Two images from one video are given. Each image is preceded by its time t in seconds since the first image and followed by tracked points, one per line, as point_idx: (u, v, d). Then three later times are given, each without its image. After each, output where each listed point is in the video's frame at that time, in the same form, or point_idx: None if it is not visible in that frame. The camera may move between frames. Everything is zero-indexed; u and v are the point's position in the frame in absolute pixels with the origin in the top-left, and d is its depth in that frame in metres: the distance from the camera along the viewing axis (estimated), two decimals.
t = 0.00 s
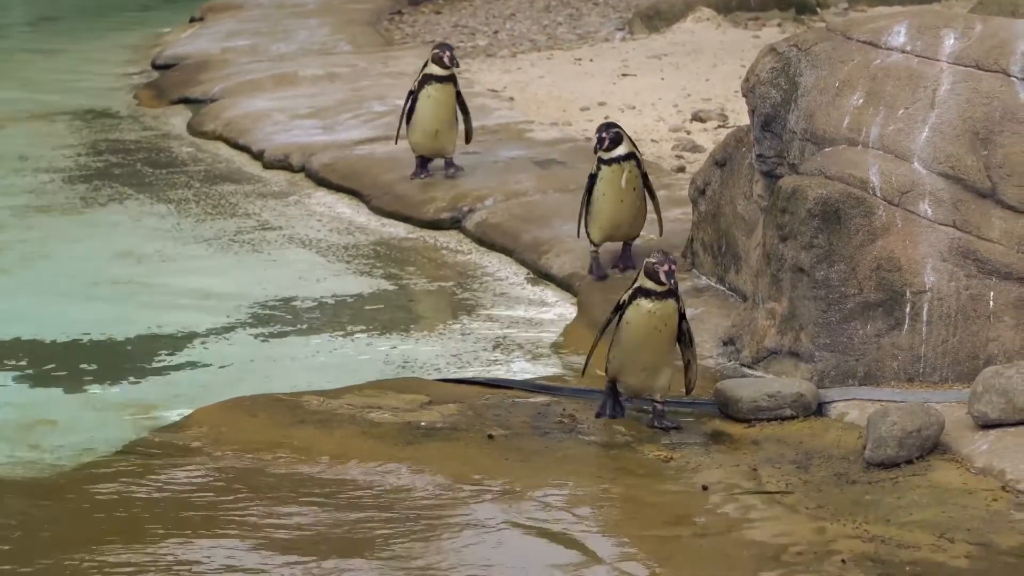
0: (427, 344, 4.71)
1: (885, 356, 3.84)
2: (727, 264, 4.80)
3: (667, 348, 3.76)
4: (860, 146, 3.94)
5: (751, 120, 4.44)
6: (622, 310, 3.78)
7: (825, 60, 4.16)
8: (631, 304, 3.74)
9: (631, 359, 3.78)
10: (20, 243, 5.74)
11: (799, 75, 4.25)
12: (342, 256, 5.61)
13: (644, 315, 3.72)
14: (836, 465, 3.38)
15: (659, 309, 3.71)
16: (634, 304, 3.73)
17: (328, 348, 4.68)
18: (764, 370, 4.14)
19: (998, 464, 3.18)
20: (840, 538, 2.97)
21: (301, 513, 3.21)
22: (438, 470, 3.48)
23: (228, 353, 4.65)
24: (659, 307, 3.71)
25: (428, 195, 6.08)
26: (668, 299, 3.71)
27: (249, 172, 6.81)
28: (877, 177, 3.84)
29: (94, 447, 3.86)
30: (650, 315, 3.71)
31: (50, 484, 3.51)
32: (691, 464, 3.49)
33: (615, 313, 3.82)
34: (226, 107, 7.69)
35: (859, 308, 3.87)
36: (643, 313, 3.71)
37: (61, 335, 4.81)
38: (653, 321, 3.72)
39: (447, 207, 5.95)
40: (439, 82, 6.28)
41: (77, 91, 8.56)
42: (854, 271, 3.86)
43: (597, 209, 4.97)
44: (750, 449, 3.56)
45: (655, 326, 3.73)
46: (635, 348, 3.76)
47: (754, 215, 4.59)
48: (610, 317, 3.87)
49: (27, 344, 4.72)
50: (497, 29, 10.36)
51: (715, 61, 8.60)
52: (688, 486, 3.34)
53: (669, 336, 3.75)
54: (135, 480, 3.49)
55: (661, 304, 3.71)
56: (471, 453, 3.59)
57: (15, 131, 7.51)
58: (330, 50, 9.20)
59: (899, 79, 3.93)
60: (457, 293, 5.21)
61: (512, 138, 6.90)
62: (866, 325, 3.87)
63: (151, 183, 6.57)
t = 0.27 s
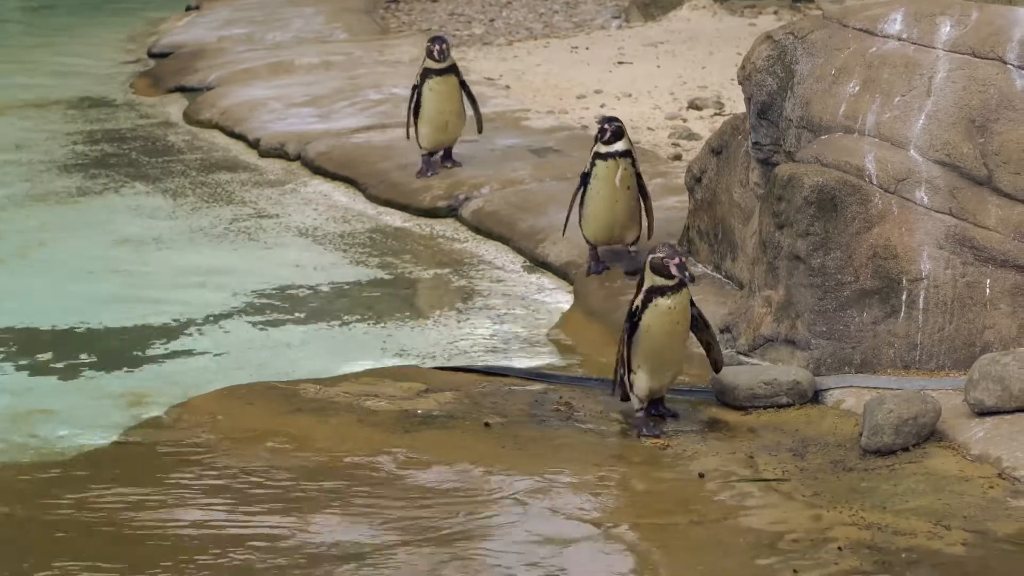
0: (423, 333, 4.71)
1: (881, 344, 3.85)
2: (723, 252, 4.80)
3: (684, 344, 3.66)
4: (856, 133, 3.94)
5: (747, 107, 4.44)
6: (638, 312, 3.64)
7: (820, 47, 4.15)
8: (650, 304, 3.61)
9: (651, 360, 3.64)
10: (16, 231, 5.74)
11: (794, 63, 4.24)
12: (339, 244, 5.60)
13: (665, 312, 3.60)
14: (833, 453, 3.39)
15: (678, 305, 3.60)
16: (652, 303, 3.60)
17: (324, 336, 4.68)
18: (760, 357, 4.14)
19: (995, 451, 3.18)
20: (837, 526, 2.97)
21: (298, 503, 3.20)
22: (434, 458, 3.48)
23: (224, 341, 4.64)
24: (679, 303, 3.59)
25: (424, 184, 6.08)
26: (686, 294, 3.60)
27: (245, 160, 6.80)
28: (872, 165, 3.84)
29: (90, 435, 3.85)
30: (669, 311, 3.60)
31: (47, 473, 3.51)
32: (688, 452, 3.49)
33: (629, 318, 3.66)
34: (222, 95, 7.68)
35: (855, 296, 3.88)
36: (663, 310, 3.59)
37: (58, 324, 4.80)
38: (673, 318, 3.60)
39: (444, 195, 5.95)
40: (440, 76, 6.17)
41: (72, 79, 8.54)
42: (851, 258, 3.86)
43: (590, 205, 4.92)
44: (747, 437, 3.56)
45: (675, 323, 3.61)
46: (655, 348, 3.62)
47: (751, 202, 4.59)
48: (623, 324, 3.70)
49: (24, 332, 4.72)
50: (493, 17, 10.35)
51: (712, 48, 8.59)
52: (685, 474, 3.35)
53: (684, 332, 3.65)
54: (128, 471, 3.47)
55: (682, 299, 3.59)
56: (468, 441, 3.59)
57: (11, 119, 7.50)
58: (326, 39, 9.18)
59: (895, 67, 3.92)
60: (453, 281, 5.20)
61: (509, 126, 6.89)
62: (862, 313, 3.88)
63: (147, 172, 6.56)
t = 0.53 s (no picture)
0: (418, 319, 4.71)
1: (877, 329, 3.85)
2: (719, 238, 4.80)
3: (685, 343, 3.53)
4: (851, 119, 3.94)
5: (743, 94, 4.44)
6: (637, 306, 3.56)
7: (816, 33, 4.14)
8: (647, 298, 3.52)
9: (648, 354, 3.54)
10: (12, 217, 5.73)
11: (790, 49, 4.24)
12: (334, 230, 5.60)
13: (660, 307, 3.49)
14: (829, 438, 3.39)
15: (675, 301, 3.49)
16: (649, 297, 3.51)
17: (320, 322, 4.68)
18: (756, 343, 4.15)
19: (990, 437, 3.19)
20: (833, 511, 2.97)
21: (293, 489, 3.20)
22: (431, 444, 3.48)
23: (219, 327, 4.64)
24: (675, 299, 3.48)
25: (419, 170, 6.07)
26: (684, 291, 3.48)
27: (240, 146, 6.78)
28: (868, 151, 3.84)
29: (85, 421, 3.85)
30: (665, 306, 3.49)
31: (42, 459, 3.50)
32: (684, 437, 3.49)
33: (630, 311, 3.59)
34: (218, 81, 7.66)
35: (851, 281, 3.89)
36: (659, 305, 3.49)
37: (53, 310, 4.79)
38: (669, 313, 3.49)
39: (439, 181, 5.94)
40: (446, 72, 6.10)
41: (68, 65, 8.52)
42: (847, 244, 3.87)
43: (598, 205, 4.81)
44: (743, 422, 3.57)
45: (673, 320, 3.50)
46: (651, 342, 3.53)
47: (746, 188, 4.58)
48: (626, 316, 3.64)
49: (19, 318, 4.71)
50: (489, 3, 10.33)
51: (707, 34, 8.58)
52: (680, 460, 3.35)
53: (686, 331, 3.52)
54: (120, 458, 3.46)
55: (678, 294, 3.48)
56: (464, 426, 3.59)
57: (6, 105, 7.48)
58: (322, 25, 9.16)
59: (890, 53, 3.90)
60: (449, 266, 5.20)
61: (504, 112, 6.88)
62: (857, 299, 3.89)
63: (143, 157, 6.54)
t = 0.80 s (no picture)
0: (415, 305, 4.70)
1: (873, 316, 3.85)
2: (716, 225, 4.79)
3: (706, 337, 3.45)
4: (848, 105, 3.94)
5: (740, 80, 4.43)
6: (655, 305, 3.44)
7: (813, 19, 4.14)
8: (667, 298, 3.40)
9: (671, 354, 3.45)
10: (7, 204, 5.71)
11: (787, 35, 4.23)
12: (331, 217, 5.59)
13: (683, 308, 3.39)
14: (825, 425, 3.39)
15: (696, 299, 3.38)
16: (670, 297, 3.40)
17: (316, 308, 4.67)
18: (753, 330, 4.13)
19: (987, 424, 3.19)
20: (830, 498, 2.97)
21: (290, 476, 3.19)
22: (428, 431, 3.48)
23: (215, 314, 4.63)
24: (697, 297, 3.38)
25: (416, 157, 6.06)
26: (705, 288, 3.38)
27: (237, 133, 6.77)
28: (865, 137, 3.84)
29: (82, 409, 3.84)
30: (688, 307, 3.39)
31: (39, 447, 3.49)
32: (680, 425, 3.49)
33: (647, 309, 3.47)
34: (214, 67, 7.64)
35: (848, 268, 3.88)
36: (681, 305, 3.39)
37: (49, 297, 4.78)
38: (692, 313, 3.39)
39: (436, 168, 5.93)
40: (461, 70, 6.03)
41: (64, 52, 8.49)
42: (844, 231, 3.87)
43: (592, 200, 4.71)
44: (739, 409, 3.57)
45: (696, 318, 3.40)
46: (674, 343, 3.43)
47: (743, 174, 4.58)
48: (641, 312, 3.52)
49: (15, 305, 4.70)
50: None
51: (704, 21, 8.56)
52: (676, 446, 3.35)
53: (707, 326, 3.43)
54: (115, 446, 3.45)
55: (699, 293, 3.38)
56: (461, 413, 3.59)
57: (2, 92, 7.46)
58: (319, 11, 9.13)
59: (887, 39, 3.89)
60: (445, 253, 5.19)
61: (501, 99, 6.86)
62: (854, 285, 3.88)
63: (139, 144, 6.53)
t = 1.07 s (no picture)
0: (411, 291, 4.70)
1: (869, 302, 3.86)
2: (712, 211, 4.80)
3: (696, 336, 3.38)
4: (844, 92, 3.92)
5: (736, 67, 4.43)
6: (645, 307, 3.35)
7: (809, 5, 4.12)
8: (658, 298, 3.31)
9: (661, 354, 3.37)
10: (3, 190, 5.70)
11: (783, 22, 4.22)
12: (327, 203, 5.58)
13: (673, 308, 3.30)
14: (821, 411, 3.39)
15: (687, 299, 3.30)
16: (660, 298, 3.31)
17: (312, 294, 4.67)
18: (748, 316, 4.14)
19: (982, 409, 3.19)
20: (825, 483, 2.98)
21: (285, 461, 3.19)
22: (424, 416, 3.48)
23: (210, 300, 4.63)
24: (688, 297, 3.30)
25: (412, 143, 6.05)
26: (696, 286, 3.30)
27: (232, 119, 6.75)
28: (860, 123, 3.82)
29: (77, 394, 3.83)
30: (679, 306, 3.30)
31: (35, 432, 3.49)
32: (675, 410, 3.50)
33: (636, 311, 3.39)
34: (209, 54, 7.62)
35: (843, 254, 3.88)
36: (671, 305, 3.30)
37: (45, 284, 4.77)
38: (683, 313, 3.31)
39: (432, 154, 5.92)
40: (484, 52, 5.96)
41: (59, 38, 8.47)
42: (839, 217, 3.86)
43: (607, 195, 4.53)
44: (735, 395, 3.57)
45: (686, 317, 3.32)
46: (665, 343, 3.35)
47: (738, 161, 4.57)
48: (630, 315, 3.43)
49: (12, 291, 4.69)
50: None
51: (700, 7, 8.54)
52: (671, 432, 3.36)
53: (698, 324, 3.35)
54: (111, 432, 3.44)
55: (690, 292, 3.29)
56: (457, 399, 3.59)
57: None
58: None
59: (883, 25, 3.87)
60: (441, 239, 5.19)
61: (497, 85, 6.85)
62: (850, 271, 3.88)
63: (135, 130, 6.51)
